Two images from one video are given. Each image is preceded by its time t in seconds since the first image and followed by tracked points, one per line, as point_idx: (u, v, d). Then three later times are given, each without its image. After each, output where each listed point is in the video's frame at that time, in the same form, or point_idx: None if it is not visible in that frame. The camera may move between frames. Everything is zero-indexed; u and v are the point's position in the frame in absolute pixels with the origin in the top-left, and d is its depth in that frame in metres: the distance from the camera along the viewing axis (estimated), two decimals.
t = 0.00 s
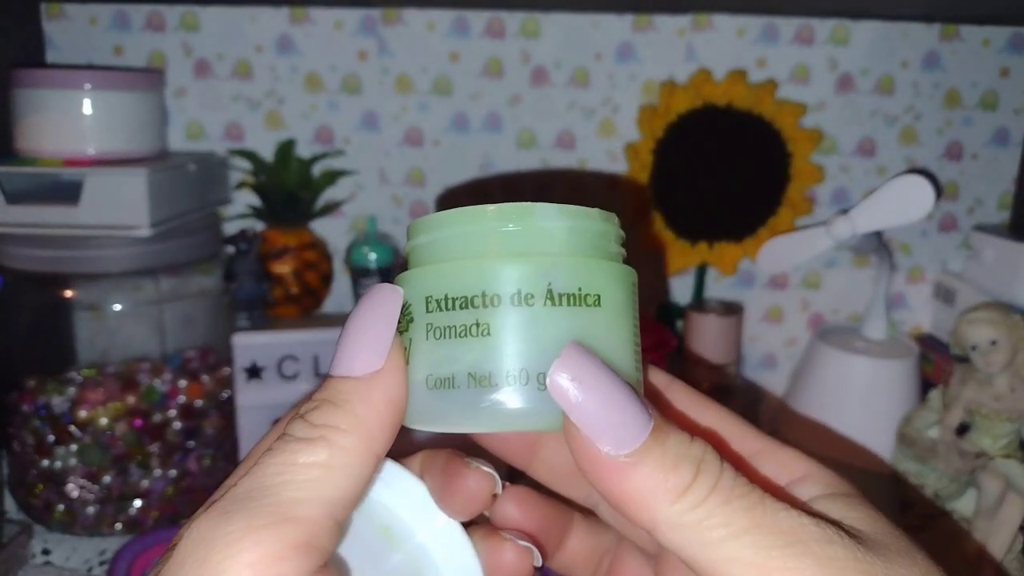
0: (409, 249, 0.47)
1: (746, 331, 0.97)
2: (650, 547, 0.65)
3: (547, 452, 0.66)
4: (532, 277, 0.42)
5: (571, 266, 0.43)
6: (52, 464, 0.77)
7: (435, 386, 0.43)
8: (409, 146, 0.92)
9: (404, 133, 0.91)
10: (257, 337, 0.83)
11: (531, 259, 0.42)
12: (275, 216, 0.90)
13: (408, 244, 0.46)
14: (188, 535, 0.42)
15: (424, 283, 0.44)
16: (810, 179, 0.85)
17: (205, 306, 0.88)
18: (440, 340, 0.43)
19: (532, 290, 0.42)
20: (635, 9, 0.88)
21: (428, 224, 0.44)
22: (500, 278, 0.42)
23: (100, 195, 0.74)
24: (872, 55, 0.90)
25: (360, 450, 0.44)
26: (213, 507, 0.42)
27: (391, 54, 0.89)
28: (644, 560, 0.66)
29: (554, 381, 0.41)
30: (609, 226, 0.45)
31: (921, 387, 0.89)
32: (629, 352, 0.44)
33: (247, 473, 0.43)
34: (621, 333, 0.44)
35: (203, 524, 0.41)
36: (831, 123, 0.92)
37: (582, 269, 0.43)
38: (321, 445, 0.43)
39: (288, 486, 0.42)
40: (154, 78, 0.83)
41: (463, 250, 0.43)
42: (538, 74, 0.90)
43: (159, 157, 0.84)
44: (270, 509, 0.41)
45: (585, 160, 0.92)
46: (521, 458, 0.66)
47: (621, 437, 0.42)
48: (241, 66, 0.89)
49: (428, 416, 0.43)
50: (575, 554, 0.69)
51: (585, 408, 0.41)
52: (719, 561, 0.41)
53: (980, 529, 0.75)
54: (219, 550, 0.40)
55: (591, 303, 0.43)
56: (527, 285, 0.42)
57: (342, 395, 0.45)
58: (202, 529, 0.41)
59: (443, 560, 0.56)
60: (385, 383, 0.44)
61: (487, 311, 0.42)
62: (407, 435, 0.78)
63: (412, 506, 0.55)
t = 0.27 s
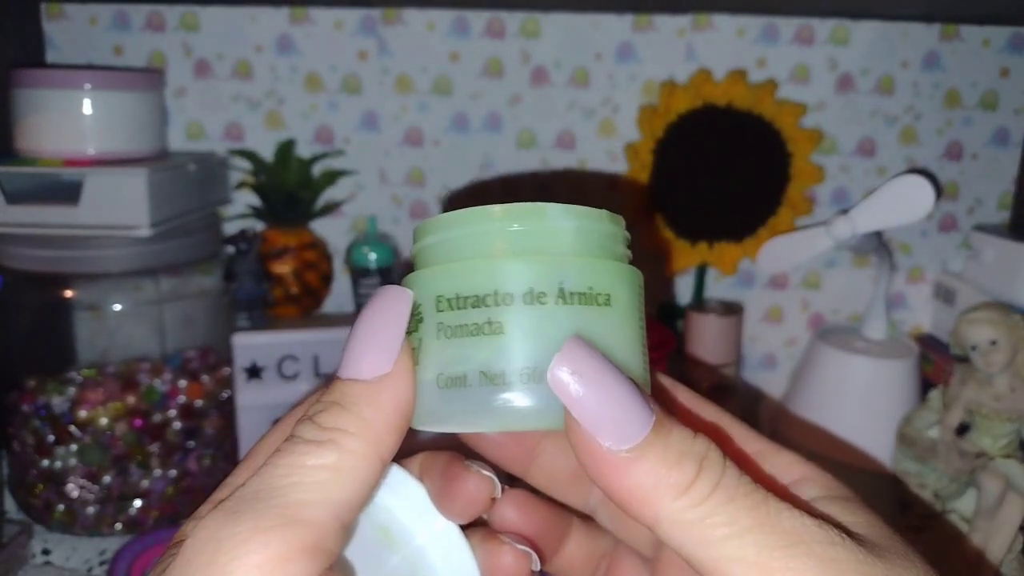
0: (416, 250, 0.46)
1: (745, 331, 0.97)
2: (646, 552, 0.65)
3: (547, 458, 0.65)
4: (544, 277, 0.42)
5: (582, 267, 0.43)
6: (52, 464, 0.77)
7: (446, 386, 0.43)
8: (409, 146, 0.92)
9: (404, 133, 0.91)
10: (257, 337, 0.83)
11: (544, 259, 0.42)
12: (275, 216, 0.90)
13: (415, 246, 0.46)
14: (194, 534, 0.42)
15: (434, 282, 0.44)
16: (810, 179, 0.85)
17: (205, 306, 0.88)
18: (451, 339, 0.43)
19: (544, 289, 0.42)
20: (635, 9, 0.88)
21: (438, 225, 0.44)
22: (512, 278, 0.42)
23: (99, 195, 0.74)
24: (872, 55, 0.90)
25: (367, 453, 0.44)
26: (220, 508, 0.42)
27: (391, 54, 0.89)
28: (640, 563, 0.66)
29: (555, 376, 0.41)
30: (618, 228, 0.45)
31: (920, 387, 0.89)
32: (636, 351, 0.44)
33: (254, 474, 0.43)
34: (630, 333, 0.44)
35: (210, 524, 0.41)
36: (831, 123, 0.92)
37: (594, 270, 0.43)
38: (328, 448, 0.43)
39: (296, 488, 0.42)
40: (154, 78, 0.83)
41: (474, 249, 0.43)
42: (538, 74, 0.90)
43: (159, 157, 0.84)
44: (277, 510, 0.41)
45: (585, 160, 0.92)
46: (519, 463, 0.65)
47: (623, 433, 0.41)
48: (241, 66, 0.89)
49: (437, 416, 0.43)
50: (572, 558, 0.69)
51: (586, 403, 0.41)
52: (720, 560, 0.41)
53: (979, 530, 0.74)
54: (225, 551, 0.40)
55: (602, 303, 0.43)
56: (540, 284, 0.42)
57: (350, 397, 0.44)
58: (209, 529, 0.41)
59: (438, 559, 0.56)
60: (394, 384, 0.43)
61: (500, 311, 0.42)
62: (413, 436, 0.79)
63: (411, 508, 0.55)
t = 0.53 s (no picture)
0: (434, 249, 0.47)
1: (746, 331, 0.97)
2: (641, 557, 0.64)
3: (543, 461, 0.65)
4: (567, 280, 0.43)
5: (604, 273, 0.43)
6: (52, 464, 0.77)
7: (461, 384, 0.43)
8: (409, 146, 0.92)
9: (404, 133, 0.91)
10: (257, 338, 0.83)
11: (567, 263, 0.43)
12: (275, 216, 0.90)
13: (433, 245, 0.46)
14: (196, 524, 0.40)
15: (455, 281, 0.44)
16: (810, 179, 0.85)
17: (205, 306, 0.88)
18: (470, 338, 0.43)
19: (566, 292, 0.42)
20: (635, 9, 0.88)
21: (460, 224, 0.45)
22: (535, 280, 0.42)
23: (99, 195, 0.74)
24: (872, 55, 0.90)
25: (376, 447, 0.43)
26: (226, 497, 0.40)
27: (391, 54, 0.89)
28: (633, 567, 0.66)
29: (548, 376, 0.41)
30: (637, 238, 0.46)
31: (921, 387, 0.89)
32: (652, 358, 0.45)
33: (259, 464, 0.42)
34: (647, 341, 0.45)
35: (216, 514, 0.40)
36: (831, 123, 0.92)
37: (615, 276, 0.44)
38: (338, 441, 0.42)
39: (305, 479, 0.41)
40: (154, 78, 0.83)
41: (496, 250, 0.43)
42: (538, 74, 0.90)
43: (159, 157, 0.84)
44: (287, 501, 0.40)
45: (586, 160, 0.92)
46: (516, 469, 0.65)
47: (625, 425, 0.41)
48: (241, 66, 0.89)
49: (451, 413, 0.43)
50: (567, 561, 0.69)
51: (583, 400, 0.41)
52: (741, 548, 0.41)
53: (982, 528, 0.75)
54: (230, 544, 0.39)
55: (622, 310, 0.44)
56: (562, 287, 0.42)
57: (362, 391, 0.44)
58: (214, 520, 0.39)
59: (434, 563, 0.55)
60: (405, 381, 0.43)
61: (521, 311, 0.42)
62: (420, 431, 0.81)
63: (410, 505, 0.55)
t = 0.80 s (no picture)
0: (441, 243, 0.48)
1: (745, 330, 0.97)
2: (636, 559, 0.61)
3: (540, 462, 0.63)
4: (576, 275, 0.44)
5: (613, 268, 0.44)
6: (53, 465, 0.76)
7: (470, 378, 0.44)
8: (409, 146, 0.92)
9: (404, 133, 0.91)
10: (258, 338, 0.84)
11: (575, 259, 0.44)
12: (275, 216, 0.90)
13: (442, 240, 0.47)
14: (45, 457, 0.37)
15: (464, 274, 0.45)
16: (810, 179, 0.85)
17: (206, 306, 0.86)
18: (478, 332, 0.44)
19: (576, 286, 0.43)
20: (635, 9, 0.88)
21: (470, 219, 0.46)
22: (544, 275, 0.43)
23: (100, 196, 0.74)
24: (872, 55, 0.90)
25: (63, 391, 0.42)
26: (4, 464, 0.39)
27: (391, 54, 0.89)
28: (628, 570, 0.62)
29: (558, 365, 0.41)
30: (644, 233, 0.47)
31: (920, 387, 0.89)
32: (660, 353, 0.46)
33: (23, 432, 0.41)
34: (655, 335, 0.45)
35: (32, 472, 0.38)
36: (831, 123, 0.92)
37: (623, 271, 0.45)
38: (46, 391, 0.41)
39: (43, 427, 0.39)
40: (154, 78, 0.83)
41: (505, 244, 0.44)
42: (538, 74, 0.90)
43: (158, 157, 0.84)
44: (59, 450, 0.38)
45: (586, 160, 0.92)
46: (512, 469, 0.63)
47: (635, 415, 0.39)
48: (241, 66, 0.89)
49: (456, 408, 0.44)
50: (557, 563, 0.65)
51: (595, 392, 0.40)
52: (759, 544, 0.39)
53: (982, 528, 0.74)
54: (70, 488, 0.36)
55: (631, 305, 0.44)
56: (571, 282, 0.43)
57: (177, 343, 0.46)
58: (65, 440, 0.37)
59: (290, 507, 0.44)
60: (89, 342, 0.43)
61: (530, 305, 0.43)
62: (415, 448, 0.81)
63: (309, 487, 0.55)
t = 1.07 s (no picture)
0: (427, 254, 0.48)
1: (745, 331, 0.97)
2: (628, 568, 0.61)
3: (531, 472, 0.64)
4: (564, 287, 0.43)
5: (601, 279, 0.44)
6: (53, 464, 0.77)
7: (458, 392, 0.44)
8: (409, 146, 0.92)
9: (404, 133, 0.91)
10: (257, 338, 0.84)
11: (563, 270, 0.44)
12: (275, 216, 0.90)
13: (427, 250, 0.47)
14: None
15: (452, 286, 0.45)
16: (809, 179, 0.85)
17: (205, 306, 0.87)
18: (465, 345, 0.44)
19: (564, 298, 0.43)
20: (636, 9, 0.88)
21: (455, 228, 0.46)
22: (531, 286, 0.43)
23: (99, 195, 0.74)
24: (872, 55, 0.90)
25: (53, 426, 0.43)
26: None
27: (391, 54, 0.89)
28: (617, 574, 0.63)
29: (547, 379, 0.41)
30: (632, 244, 0.47)
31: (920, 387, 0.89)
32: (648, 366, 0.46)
33: None
34: (643, 347, 0.45)
35: None
36: (831, 123, 0.92)
37: (612, 282, 0.45)
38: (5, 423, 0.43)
39: None
40: (154, 78, 0.83)
41: (493, 256, 0.44)
42: (538, 74, 0.90)
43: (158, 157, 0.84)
44: None
45: (585, 160, 0.92)
46: (504, 479, 0.63)
47: (625, 429, 0.40)
48: (241, 66, 0.89)
49: (444, 421, 0.44)
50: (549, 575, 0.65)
51: (585, 406, 0.40)
52: (746, 557, 0.39)
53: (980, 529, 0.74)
54: None
55: (619, 316, 0.44)
56: (559, 293, 0.43)
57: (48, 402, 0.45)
58: None
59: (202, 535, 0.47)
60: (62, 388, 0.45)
61: (518, 317, 0.43)
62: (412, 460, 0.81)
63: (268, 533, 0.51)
